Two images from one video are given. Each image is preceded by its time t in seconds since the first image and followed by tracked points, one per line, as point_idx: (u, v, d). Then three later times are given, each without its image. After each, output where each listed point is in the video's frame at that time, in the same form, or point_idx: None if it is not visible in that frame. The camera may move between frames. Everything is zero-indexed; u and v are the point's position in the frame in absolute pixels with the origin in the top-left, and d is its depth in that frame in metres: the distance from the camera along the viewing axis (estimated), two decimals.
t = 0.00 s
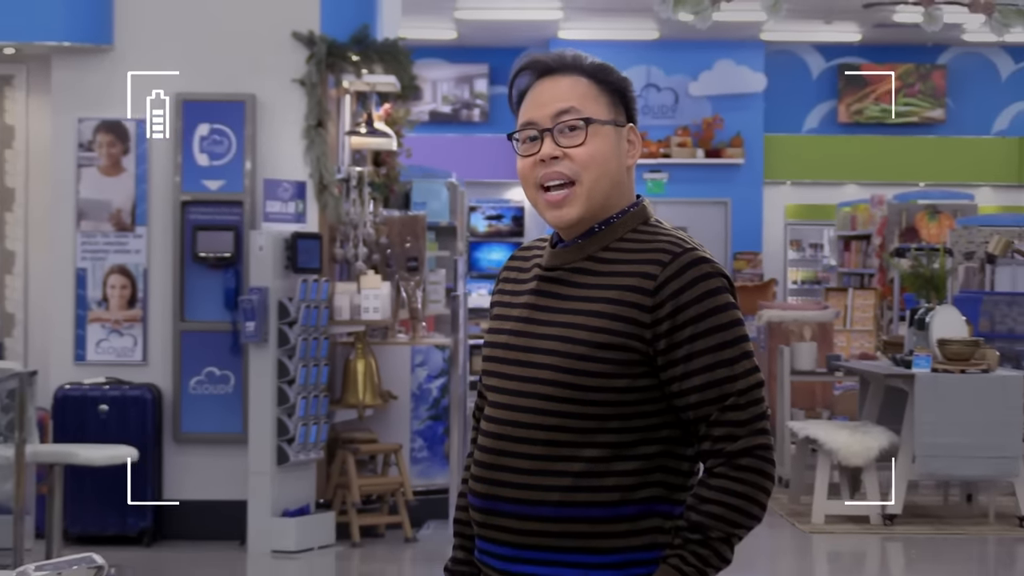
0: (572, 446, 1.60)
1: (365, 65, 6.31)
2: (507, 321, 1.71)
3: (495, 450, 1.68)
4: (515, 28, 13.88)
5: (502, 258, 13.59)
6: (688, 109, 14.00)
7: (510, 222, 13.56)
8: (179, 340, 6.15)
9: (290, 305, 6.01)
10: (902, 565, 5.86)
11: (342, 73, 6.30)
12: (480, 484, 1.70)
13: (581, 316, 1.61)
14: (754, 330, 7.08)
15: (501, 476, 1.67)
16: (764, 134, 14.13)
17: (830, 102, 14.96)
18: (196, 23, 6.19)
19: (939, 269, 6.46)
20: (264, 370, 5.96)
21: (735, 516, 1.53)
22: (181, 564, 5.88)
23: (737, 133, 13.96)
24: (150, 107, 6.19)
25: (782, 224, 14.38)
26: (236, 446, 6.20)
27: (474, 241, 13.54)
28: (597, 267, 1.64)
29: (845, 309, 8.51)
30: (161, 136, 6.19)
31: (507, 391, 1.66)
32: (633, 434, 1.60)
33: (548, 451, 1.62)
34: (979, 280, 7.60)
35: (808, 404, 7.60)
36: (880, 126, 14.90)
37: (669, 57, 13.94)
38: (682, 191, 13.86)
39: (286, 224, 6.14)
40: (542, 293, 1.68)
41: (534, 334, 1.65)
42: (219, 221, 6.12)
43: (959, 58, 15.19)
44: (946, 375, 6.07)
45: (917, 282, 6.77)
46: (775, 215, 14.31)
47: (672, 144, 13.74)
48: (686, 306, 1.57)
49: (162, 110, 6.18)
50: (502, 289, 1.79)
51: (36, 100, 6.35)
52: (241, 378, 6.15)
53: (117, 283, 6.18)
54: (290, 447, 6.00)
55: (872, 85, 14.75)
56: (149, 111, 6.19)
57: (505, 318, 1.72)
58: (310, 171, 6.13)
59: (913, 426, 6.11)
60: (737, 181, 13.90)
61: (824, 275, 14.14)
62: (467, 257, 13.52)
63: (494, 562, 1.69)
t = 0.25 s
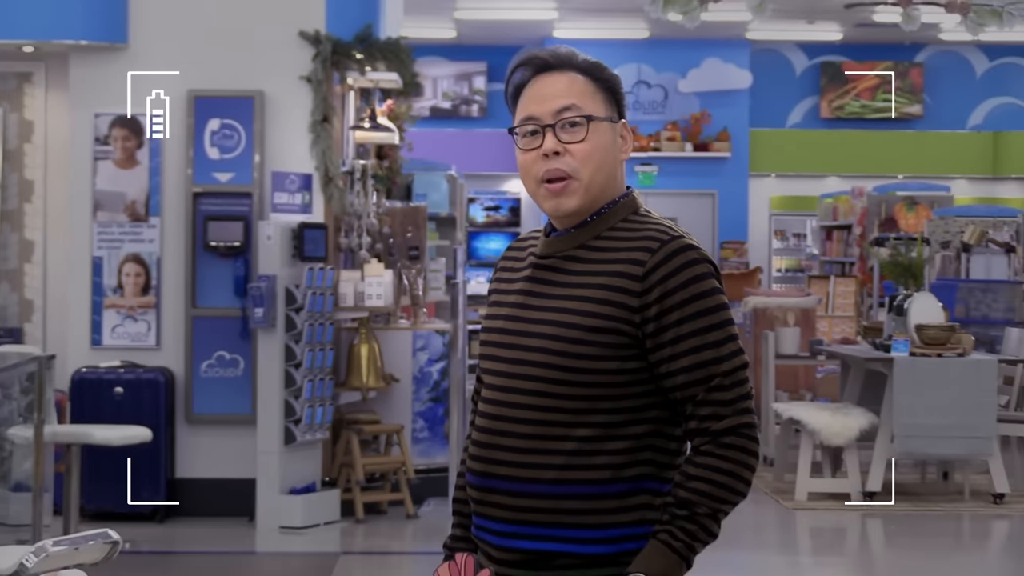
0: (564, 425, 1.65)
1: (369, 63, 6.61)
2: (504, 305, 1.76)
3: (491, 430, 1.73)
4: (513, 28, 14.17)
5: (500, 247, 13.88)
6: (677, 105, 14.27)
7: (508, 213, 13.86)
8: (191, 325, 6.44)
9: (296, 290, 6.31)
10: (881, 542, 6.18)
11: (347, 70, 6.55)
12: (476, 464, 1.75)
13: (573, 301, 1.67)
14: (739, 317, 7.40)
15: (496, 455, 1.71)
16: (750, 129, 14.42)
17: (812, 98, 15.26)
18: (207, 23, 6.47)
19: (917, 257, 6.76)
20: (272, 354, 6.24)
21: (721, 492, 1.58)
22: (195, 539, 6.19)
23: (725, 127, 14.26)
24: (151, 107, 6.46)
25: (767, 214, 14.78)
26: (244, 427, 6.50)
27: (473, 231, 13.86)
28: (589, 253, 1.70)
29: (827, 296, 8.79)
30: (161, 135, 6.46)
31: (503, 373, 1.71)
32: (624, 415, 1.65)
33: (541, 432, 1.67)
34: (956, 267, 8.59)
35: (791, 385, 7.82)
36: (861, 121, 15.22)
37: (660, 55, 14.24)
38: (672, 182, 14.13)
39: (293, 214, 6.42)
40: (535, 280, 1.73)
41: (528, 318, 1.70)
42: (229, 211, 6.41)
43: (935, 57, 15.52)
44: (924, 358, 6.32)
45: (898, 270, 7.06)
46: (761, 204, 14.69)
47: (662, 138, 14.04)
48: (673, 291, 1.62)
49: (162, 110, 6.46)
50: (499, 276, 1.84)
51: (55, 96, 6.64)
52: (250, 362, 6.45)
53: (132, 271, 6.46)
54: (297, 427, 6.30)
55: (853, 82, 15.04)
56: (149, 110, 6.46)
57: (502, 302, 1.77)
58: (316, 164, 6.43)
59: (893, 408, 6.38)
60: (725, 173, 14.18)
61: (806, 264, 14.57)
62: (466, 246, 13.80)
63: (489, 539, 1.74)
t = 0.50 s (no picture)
0: (557, 412, 1.68)
1: (367, 59, 6.80)
2: (496, 295, 1.78)
3: (485, 417, 1.75)
4: (508, 25, 14.38)
5: (495, 239, 14.14)
6: (667, 100, 14.56)
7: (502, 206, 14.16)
8: (195, 315, 6.65)
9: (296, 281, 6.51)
10: (864, 526, 6.40)
11: (347, 67, 6.76)
12: (470, 450, 1.77)
13: (564, 291, 1.69)
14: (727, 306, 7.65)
15: (490, 442, 1.74)
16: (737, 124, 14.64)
17: (796, 94, 15.53)
18: (210, 22, 6.68)
19: (898, 248, 6.98)
20: (274, 343, 6.46)
21: (710, 477, 1.59)
22: (200, 521, 6.40)
23: (712, 123, 14.50)
24: (151, 107, 6.65)
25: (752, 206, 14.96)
26: (247, 413, 6.71)
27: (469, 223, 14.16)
28: (580, 244, 1.72)
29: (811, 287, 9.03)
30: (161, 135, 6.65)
31: (496, 361, 1.73)
32: (615, 401, 1.67)
33: (535, 418, 1.69)
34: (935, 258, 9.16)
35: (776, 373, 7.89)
36: (844, 117, 15.42)
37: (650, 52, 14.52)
38: (662, 175, 14.40)
39: (294, 207, 6.64)
40: (526, 270, 1.75)
41: (520, 307, 1.72)
42: (232, 204, 6.61)
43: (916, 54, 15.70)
44: (905, 346, 6.55)
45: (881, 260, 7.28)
46: (747, 197, 14.88)
47: (651, 133, 14.33)
48: (661, 280, 1.64)
49: (161, 110, 6.63)
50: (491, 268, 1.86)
51: (63, 92, 6.84)
52: (252, 350, 6.65)
53: (138, 262, 6.67)
54: (298, 413, 6.51)
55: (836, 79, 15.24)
56: (150, 109, 6.64)
57: (494, 290, 1.79)
58: (317, 158, 6.64)
59: (875, 395, 6.61)
60: (713, 167, 14.45)
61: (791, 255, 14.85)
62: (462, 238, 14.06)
63: (484, 523, 1.76)
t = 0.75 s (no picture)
0: (552, 403, 1.77)
1: (367, 64, 7.06)
2: (495, 291, 1.87)
3: (485, 407, 1.84)
4: (503, 30, 14.67)
5: (490, 237, 14.46)
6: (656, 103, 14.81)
7: (497, 205, 14.42)
8: (202, 309, 6.92)
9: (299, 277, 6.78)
10: (844, 512, 6.68)
11: (348, 71, 7.03)
12: (469, 437, 1.87)
13: (560, 287, 1.78)
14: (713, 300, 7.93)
15: (489, 431, 1.83)
16: (723, 126, 14.90)
17: (780, 97, 15.86)
18: (216, 28, 6.94)
19: (878, 246, 7.25)
20: (279, 335, 6.72)
21: (697, 466, 1.66)
22: (207, 507, 6.67)
23: (699, 125, 14.76)
24: (150, 106, 6.91)
25: (738, 205, 15.38)
26: (253, 404, 6.99)
27: (466, 221, 14.44)
28: (573, 245, 1.81)
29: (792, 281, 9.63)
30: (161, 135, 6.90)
31: (495, 354, 1.83)
32: (606, 392, 1.76)
33: (532, 409, 1.79)
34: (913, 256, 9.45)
35: (760, 365, 8.08)
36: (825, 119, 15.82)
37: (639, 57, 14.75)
38: (650, 176, 14.64)
39: (297, 206, 6.88)
40: (524, 268, 1.84)
41: (517, 302, 1.82)
42: (237, 203, 6.88)
43: (896, 59, 16.03)
44: (884, 339, 6.83)
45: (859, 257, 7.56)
46: (732, 196, 15.28)
47: (640, 135, 14.60)
48: (651, 279, 1.72)
49: (161, 111, 6.89)
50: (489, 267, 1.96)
51: (75, 94, 7.11)
52: (257, 343, 6.94)
53: (147, 259, 6.93)
54: (301, 404, 6.77)
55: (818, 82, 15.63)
56: (150, 109, 6.91)
57: (494, 287, 1.89)
58: (319, 158, 6.93)
59: (855, 385, 6.88)
60: (698, 167, 14.71)
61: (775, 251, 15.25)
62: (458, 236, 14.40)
63: (484, 509, 1.86)
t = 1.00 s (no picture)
0: (557, 391, 1.79)
1: (368, 64, 7.38)
2: (494, 278, 1.88)
3: (487, 396, 1.85)
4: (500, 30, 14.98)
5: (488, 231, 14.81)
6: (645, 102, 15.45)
7: (494, 199, 14.77)
8: (211, 299, 7.22)
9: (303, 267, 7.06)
10: (826, 494, 6.99)
11: (351, 70, 7.34)
12: (473, 426, 1.88)
13: (562, 278, 1.80)
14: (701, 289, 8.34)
15: (493, 420, 1.84)
16: (710, 124, 15.51)
17: (764, 96, 16.17)
18: (224, 30, 7.25)
19: (858, 237, 7.56)
20: (284, 323, 7.02)
21: (694, 449, 1.71)
22: (216, 488, 6.98)
23: (687, 122, 15.36)
24: (151, 107, 7.19)
25: (724, 199, 15.84)
26: (259, 389, 7.29)
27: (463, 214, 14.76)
28: (572, 239, 1.82)
29: (777, 272, 10.15)
30: (161, 137, 7.18)
31: (496, 343, 1.84)
32: (607, 377, 1.79)
33: (537, 397, 1.80)
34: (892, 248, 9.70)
35: (746, 351, 8.48)
36: (809, 117, 16.05)
37: (628, 58, 15.36)
38: (641, 170, 15.20)
39: (302, 199, 7.19)
40: (522, 262, 1.85)
41: (519, 294, 1.82)
42: (245, 197, 7.19)
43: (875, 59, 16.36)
44: (864, 327, 7.13)
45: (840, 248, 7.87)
46: (718, 190, 15.76)
47: (630, 132, 15.21)
48: (651, 273, 1.76)
49: (162, 111, 7.17)
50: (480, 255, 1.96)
51: (91, 93, 7.44)
52: (264, 331, 7.24)
53: (158, 250, 7.23)
54: (306, 389, 7.07)
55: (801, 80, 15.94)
56: (150, 109, 7.19)
57: (491, 275, 1.89)
58: (323, 154, 7.21)
59: (837, 371, 7.18)
60: (687, 163, 15.26)
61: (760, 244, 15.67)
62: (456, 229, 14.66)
63: (492, 495, 1.88)
